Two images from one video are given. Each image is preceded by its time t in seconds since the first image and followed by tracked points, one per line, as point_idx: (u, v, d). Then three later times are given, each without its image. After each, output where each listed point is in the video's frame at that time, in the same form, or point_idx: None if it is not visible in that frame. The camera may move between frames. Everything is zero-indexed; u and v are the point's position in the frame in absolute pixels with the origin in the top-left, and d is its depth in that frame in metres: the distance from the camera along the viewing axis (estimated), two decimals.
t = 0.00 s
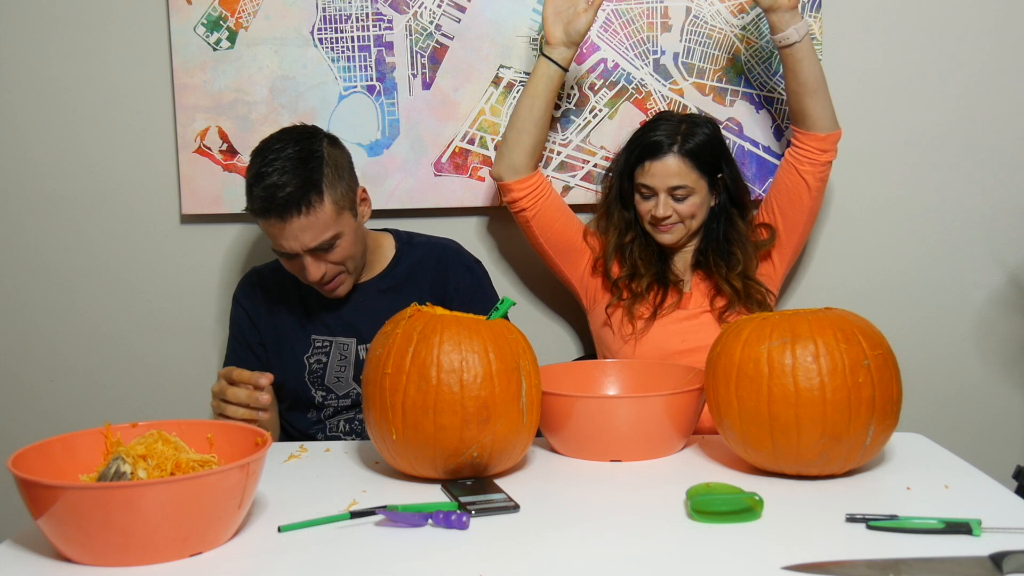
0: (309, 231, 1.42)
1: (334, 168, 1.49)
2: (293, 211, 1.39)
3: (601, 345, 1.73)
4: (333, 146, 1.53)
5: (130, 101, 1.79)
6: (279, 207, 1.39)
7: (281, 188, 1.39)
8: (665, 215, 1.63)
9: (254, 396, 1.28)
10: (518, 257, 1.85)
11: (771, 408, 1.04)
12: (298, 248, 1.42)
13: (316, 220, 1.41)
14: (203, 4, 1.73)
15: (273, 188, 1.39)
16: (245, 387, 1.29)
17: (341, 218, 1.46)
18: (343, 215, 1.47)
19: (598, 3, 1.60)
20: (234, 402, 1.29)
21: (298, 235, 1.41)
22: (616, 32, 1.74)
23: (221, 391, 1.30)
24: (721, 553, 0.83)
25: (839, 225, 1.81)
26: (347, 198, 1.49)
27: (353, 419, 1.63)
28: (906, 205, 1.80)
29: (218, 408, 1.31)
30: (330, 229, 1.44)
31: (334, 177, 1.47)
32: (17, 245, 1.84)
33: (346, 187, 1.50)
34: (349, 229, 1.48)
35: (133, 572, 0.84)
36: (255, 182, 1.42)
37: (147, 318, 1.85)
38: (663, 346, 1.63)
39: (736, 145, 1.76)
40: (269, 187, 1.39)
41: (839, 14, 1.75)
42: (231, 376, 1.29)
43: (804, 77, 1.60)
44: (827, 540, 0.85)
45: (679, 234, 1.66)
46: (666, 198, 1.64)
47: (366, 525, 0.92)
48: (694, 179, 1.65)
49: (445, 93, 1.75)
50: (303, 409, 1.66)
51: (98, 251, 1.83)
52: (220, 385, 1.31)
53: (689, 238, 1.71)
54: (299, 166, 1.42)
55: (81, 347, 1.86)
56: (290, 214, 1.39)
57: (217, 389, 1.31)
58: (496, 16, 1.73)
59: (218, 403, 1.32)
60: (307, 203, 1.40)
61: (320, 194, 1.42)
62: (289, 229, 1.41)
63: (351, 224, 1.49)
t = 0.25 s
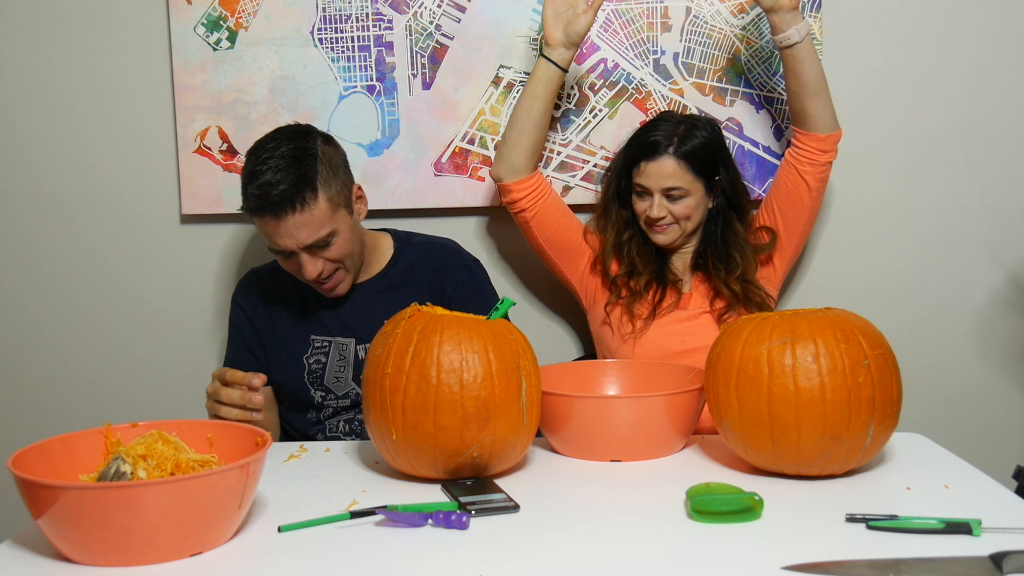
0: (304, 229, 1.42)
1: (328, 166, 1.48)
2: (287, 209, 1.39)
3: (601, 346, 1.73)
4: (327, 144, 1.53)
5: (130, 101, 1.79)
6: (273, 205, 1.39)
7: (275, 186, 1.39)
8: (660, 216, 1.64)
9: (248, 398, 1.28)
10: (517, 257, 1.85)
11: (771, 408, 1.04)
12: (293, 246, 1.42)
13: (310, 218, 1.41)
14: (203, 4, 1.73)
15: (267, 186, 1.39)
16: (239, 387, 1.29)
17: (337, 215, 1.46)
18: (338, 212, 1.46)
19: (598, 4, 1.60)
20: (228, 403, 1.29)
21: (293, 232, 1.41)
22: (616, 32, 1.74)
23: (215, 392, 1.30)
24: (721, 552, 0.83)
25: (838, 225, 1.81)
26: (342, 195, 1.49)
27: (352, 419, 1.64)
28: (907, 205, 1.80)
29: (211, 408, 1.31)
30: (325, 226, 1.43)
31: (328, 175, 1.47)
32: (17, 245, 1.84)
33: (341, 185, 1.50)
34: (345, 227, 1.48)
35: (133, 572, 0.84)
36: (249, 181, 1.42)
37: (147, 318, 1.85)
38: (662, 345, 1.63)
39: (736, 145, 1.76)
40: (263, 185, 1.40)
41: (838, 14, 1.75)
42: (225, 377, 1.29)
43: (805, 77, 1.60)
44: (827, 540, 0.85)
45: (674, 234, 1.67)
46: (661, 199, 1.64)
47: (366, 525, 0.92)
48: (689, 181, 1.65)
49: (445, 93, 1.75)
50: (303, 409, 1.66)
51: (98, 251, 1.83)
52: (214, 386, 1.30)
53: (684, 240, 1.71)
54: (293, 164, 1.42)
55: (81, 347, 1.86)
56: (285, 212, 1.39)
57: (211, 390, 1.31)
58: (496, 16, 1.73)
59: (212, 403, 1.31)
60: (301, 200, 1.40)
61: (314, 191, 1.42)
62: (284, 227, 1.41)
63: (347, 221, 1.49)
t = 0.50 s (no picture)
0: (298, 230, 1.42)
1: (320, 167, 1.48)
2: (279, 211, 1.39)
3: (600, 346, 1.73)
4: (318, 144, 1.53)
5: (130, 101, 1.79)
6: (264, 208, 1.39)
7: (266, 188, 1.39)
8: (659, 216, 1.64)
9: (242, 396, 1.28)
10: (517, 257, 1.85)
11: (771, 408, 1.04)
12: (288, 248, 1.42)
13: (303, 219, 1.41)
14: (203, 4, 1.73)
15: (258, 189, 1.39)
16: (233, 387, 1.29)
17: (330, 214, 1.46)
18: (331, 212, 1.46)
19: (597, 5, 1.60)
20: (222, 403, 1.29)
21: (286, 234, 1.41)
22: (616, 32, 1.74)
23: (208, 393, 1.30)
24: (721, 552, 0.83)
25: (838, 225, 1.81)
26: (335, 194, 1.49)
27: (351, 419, 1.63)
28: (907, 205, 1.80)
29: (206, 409, 1.31)
30: (318, 226, 1.43)
31: (320, 175, 1.47)
32: (17, 245, 1.84)
33: (333, 184, 1.50)
34: (339, 226, 1.48)
35: (133, 572, 0.84)
36: (240, 184, 1.42)
37: (147, 318, 1.85)
38: (662, 345, 1.63)
39: (736, 145, 1.76)
40: (254, 188, 1.39)
41: (838, 14, 1.75)
42: (218, 377, 1.29)
43: (805, 78, 1.60)
44: (827, 540, 0.85)
45: (674, 234, 1.67)
46: (660, 199, 1.64)
47: (366, 525, 0.93)
48: (689, 180, 1.65)
49: (445, 93, 1.75)
50: (302, 410, 1.66)
51: (98, 251, 1.83)
52: (208, 387, 1.31)
53: (684, 240, 1.71)
54: (284, 166, 1.42)
55: (81, 347, 1.86)
56: (277, 214, 1.39)
57: (205, 391, 1.31)
58: (496, 16, 1.73)
59: (206, 404, 1.32)
60: (292, 202, 1.40)
61: (306, 192, 1.42)
62: (277, 229, 1.41)
63: (341, 220, 1.49)
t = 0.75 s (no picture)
0: (294, 234, 1.42)
1: (313, 169, 1.48)
2: (273, 216, 1.39)
3: (602, 348, 1.74)
4: (311, 146, 1.52)
5: (130, 101, 1.79)
6: (258, 214, 1.39)
7: (259, 194, 1.39)
8: (673, 211, 1.63)
9: (240, 401, 1.28)
10: (517, 257, 1.85)
11: (771, 408, 1.04)
12: (284, 251, 1.43)
13: (298, 223, 1.41)
14: (203, 4, 1.73)
15: (252, 195, 1.39)
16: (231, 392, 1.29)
17: (325, 217, 1.46)
18: (326, 214, 1.46)
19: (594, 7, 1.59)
20: (220, 408, 1.29)
21: (282, 239, 1.41)
22: (616, 32, 1.74)
23: (206, 398, 1.30)
24: (721, 552, 0.83)
25: (838, 225, 1.81)
26: (329, 196, 1.49)
27: (350, 420, 1.63)
28: (907, 205, 1.80)
29: (204, 414, 1.31)
30: (314, 230, 1.44)
31: (314, 178, 1.47)
32: (18, 245, 1.84)
33: (327, 186, 1.49)
34: (335, 227, 1.48)
35: (133, 572, 0.84)
36: (234, 190, 1.42)
37: (147, 318, 1.85)
38: (662, 346, 1.64)
39: (736, 145, 1.76)
40: (248, 194, 1.39)
41: (838, 14, 1.75)
42: (216, 382, 1.29)
43: (806, 77, 1.60)
44: (827, 540, 0.85)
45: (686, 229, 1.66)
46: (672, 193, 1.63)
47: (366, 525, 0.93)
48: (700, 173, 1.65)
49: (445, 93, 1.75)
50: (301, 411, 1.66)
51: (98, 251, 1.83)
52: (206, 392, 1.30)
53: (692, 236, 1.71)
54: (278, 170, 1.42)
55: (81, 347, 1.86)
56: (272, 219, 1.39)
57: (203, 395, 1.31)
58: (496, 16, 1.73)
59: (204, 408, 1.32)
60: (286, 207, 1.40)
61: (300, 196, 1.42)
62: (273, 235, 1.41)
63: (336, 222, 1.49)
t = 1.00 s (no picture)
0: (287, 236, 1.42)
1: (307, 171, 1.48)
2: (265, 220, 1.40)
3: (603, 349, 1.74)
4: (305, 148, 1.52)
5: (130, 101, 1.79)
6: (250, 218, 1.39)
7: (251, 197, 1.39)
8: (678, 212, 1.63)
9: (236, 404, 1.28)
10: (517, 257, 1.85)
11: (771, 408, 1.04)
12: (278, 254, 1.43)
13: (290, 225, 1.41)
14: (203, 4, 1.73)
15: (244, 197, 1.40)
16: (228, 396, 1.30)
17: (318, 219, 1.46)
18: (320, 215, 1.46)
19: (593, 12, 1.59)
20: (216, 411, 1.29)
21: (275, 241, 1.42)
22: (616, 32, 1.74)
23: (203, 401, 1.30)
24: (721, 552, 0.83)
25: (838, 225, 1.81)
26: (323, 198, 1.49)
27: (348, 421, 1.63)
28: (907, 205, 1.80)
29: (201, 417, 1.31)
30: (307, 232, 1.44)
31: (307, 180, 1.47)
32: (18, 245, 1.84)
33: (321, 187, 1.49)
34: (329, 229, 1.48)
35: (133, 572, 0.84)
36: (227, 192, 1.43)
37: (147, 318, 1.85)
38: (663, 348, 1.64)
39: (736, 145, 1.76)
40: (240, 196, 1.40)
41: (838, 14, 1.75)
42: (213, 386, 1.29)
43: (810, 83, 1.60)
44: (827, 540, 0.85)
45: (691, 229, 1.67)
46: (677, 194, 1.64)
47: (366, 525, 0.92)
48: (704, 174, 1.65)
49: (445, 93, 1.75)
50: (300, 412, 1.66)
51: (98, 251, 1.83)
52: (202, 396, 1.30)
53: (695, 236, 1.71)
54: (270, 172, 1.42)
55: (81, 347, 1.86)
56: (264, 221, 1.40)
57: (199, 399, 1.31)
58: (496, 16, 1.73)
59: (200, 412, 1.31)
60: (278, 210, 1.40)
61: (292, 198, 1.42)
62: (266, 238, 1.42)
63: (330, 223, 1.49)
